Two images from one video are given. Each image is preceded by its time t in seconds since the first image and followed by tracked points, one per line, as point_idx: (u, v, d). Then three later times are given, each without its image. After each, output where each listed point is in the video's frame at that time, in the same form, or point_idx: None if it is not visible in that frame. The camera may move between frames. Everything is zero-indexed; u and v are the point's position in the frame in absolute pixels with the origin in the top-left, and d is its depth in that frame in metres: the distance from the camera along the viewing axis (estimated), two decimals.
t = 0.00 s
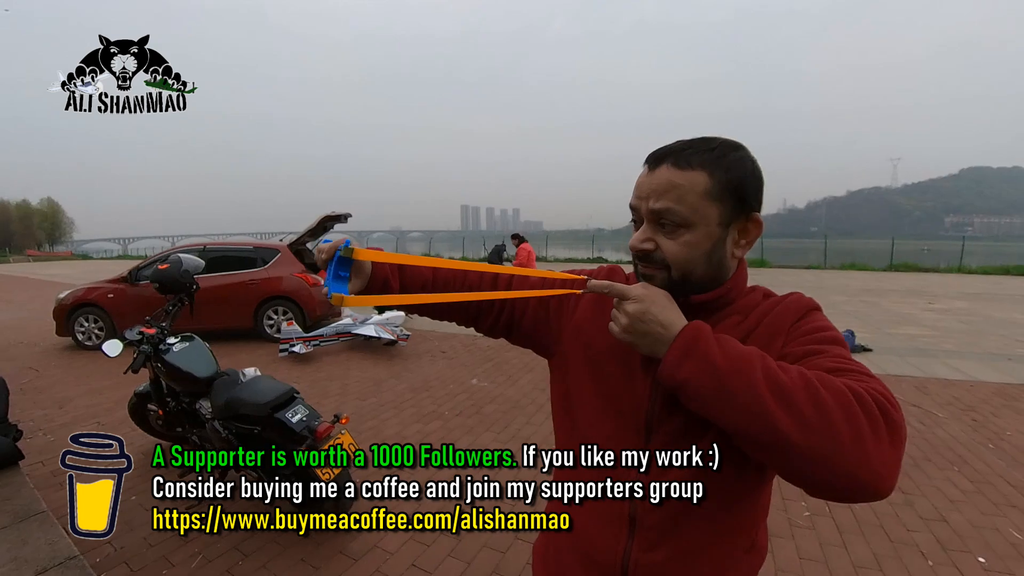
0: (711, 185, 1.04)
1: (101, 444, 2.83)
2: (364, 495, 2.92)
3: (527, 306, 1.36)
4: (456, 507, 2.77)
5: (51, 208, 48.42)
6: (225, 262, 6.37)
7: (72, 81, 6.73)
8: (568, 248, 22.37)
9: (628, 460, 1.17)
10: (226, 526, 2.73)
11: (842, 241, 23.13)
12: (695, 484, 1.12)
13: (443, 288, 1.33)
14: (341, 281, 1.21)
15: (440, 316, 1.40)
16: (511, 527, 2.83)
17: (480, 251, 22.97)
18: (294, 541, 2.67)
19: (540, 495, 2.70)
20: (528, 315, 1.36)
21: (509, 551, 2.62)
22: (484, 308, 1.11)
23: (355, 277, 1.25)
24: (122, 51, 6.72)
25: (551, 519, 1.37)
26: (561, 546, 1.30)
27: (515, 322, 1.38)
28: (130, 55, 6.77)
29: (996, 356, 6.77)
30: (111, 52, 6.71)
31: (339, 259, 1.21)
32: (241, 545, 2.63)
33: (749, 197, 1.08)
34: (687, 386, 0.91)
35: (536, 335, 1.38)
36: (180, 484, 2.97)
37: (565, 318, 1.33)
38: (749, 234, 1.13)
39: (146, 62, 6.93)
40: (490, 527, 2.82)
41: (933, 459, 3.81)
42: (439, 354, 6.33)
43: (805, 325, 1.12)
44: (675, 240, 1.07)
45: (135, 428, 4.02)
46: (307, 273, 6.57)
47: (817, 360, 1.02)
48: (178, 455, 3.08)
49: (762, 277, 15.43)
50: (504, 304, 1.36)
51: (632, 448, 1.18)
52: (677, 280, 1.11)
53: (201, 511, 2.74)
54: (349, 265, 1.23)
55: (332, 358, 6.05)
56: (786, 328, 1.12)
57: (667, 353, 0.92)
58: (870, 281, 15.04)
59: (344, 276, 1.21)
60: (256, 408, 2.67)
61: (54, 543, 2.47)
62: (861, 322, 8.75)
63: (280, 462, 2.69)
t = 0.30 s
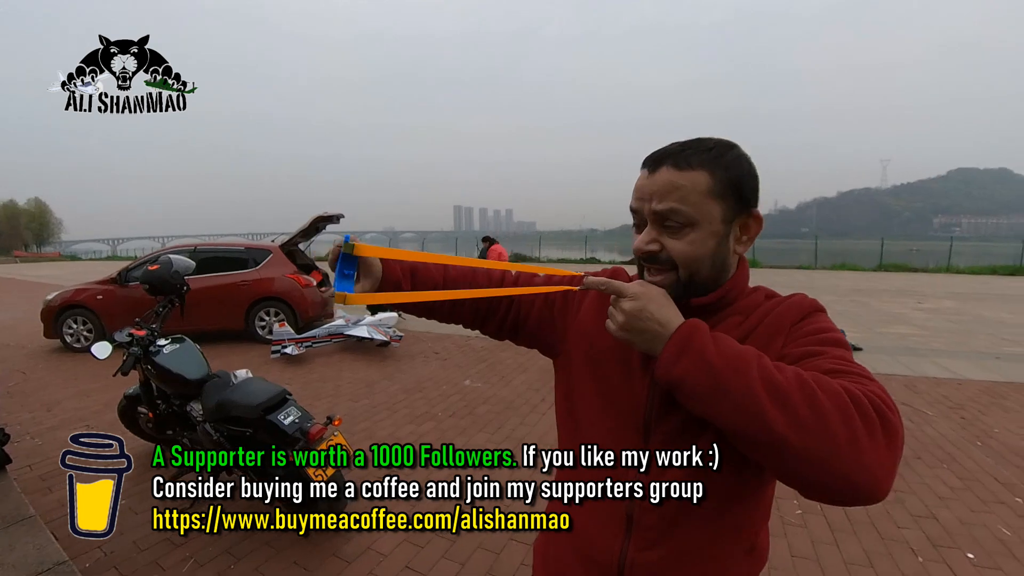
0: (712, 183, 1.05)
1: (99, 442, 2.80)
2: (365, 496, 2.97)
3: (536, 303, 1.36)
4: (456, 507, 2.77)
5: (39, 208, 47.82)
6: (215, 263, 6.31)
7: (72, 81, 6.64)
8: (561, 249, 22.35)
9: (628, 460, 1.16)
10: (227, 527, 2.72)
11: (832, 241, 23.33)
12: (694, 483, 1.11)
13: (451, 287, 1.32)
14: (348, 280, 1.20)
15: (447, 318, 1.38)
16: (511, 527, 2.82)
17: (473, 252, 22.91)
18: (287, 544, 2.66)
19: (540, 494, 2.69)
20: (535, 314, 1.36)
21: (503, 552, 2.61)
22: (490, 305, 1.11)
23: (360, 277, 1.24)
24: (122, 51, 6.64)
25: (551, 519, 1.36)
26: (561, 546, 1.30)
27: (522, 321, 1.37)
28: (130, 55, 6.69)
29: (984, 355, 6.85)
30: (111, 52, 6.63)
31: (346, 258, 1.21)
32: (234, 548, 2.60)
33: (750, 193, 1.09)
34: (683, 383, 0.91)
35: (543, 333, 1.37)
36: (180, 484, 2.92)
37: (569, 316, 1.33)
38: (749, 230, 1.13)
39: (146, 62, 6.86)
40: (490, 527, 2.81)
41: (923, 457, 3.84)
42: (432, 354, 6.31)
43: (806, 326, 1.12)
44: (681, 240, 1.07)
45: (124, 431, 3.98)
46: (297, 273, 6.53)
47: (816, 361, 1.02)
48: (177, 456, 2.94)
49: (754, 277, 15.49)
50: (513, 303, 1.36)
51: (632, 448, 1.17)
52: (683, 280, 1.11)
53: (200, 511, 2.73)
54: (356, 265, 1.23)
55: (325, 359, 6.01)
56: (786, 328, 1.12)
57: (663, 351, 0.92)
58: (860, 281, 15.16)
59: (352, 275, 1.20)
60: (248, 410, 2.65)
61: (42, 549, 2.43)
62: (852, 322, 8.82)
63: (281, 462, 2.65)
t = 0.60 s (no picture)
0: (716, 178, 1.09)
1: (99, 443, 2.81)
2: (365, 496, 2.95)
3: (521, 306, 1.35)
4: (456, 507, 2.77)
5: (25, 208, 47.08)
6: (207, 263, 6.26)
7: (72, 81, 6.56)
8: (554, 249, 22.35)
9: (628, 460, 1.16)
10: (227, 526, 2.73)
11: (823, 242, 23.54)
12: (693, 483, 1.12)
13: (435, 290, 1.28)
14: (316, 280, 1.11)
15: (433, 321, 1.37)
16: (511, 527, 2.83)
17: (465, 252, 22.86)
18: (281, 546, 2.65)
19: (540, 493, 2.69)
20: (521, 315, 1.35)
21: (497, 553, 2.61)
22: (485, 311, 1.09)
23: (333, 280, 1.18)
24: (122, 51, 6.57)
25: (550, 519, 1.33)
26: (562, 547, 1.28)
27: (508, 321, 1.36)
28: (130, 55, 6.62)
29: (970, 353, 6.95)
30: (111, 52, 6.56)
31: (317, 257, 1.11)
32: (226, 551, 2.59)
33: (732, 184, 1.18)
34: (673, 384, 0.91)
35: (529, 336, 1.37)
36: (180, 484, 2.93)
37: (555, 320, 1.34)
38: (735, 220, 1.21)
39: (146, 62, 6.80)
40: (490, 526, 2.81)
41: (912, 455, 3.88)
42: (426, 355, 6.30)
43: (790, 322, 1.13)
44: (707, 237, 1.08)
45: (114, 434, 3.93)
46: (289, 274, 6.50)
47: (800, 357, 1.03)
48: (177, 455, 2.86)
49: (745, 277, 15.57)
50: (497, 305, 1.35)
51: (631, 447, 1.16)
52: (708, 277, 1.12)
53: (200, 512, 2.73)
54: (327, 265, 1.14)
55: (317, 361, 5.98)
56: (770, 325, 1.14)
57: (654, 353, 0.92)
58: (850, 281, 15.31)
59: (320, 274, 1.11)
60: (240, 412, 2.64)
61: (30, 555, 2.40)
62: (843, 322, 8.90)
63: (281, 462, 2.61)
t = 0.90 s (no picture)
0: (698, 191, 1.08)
1: (99, 443, 2.82)
2: (364, 496, 2.91)
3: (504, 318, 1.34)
4: (456, 508, 2.77)
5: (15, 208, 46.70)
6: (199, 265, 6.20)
7: (72, 81, 6.49)
8: (547, 249, 22.33)
9: (628, 459, 1.13)
10: (227, 526, 2.73)
11: (814, 243, 23.76)
12: (695, 484, 1.15)
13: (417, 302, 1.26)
14: (288, 290, 1.07)
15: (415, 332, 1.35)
16: (511, 526, 2.82)
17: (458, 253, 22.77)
18: (274, 548, 2.63)
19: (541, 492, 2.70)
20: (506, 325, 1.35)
21: (492, 553, 2.61)
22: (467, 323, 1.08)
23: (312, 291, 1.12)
24: (122, 51, 6.50)
25: (549, 519, 1.28)
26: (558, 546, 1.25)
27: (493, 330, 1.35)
28: (131, 56, 6.56)
29: (958, 352, 7.03)
30: (111, 52, 6.48)
31: (291, 266, 1.08)
32: (218, 555, 2.56)
33: (722, 202, 1.15)
34: (644, 390, 0.88)
35: (513, 347, 1.37)
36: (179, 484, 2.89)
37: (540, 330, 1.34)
38: (719, 236, 1.19)
39: (146, 62, 6.72)
40: (490, 527, 2.81)
41: (902, 453, 3.92)
42: (419, 356, 6.27)
43: (762, 313, 1.14)
44: (665, 244, 1.08)
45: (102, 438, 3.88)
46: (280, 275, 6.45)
47: (769, 343, 1.04)
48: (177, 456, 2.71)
49: (736, 277, 15.63)
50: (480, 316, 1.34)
51: (631, 447, 1.15)
52: (662, 282, 1.12)
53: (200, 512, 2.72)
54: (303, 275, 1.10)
55: (309, 362, 5.93)
56: (744, 315, 1.14)
57: (620, 362, 0.88)
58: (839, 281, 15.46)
59: (294, 285, 1.07)
60: (231, 414, 2.61)
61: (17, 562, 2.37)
62: (834, 321, 8.97)
63: (280, 462, 2.59)
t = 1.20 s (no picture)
0: (680, 193, 1.09)
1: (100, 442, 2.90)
2: (364, 496, 2.85)
3: (486, 316, 1.31)
4: (455, 509, 2.75)
5: (2, 207, 46.05)
6: (188, 266, 6.16)
7: (72, 81, 6.42)
8: (540, 250, 22.31)
9: (629, 460, 1.14)
10: (227, 526, 2.74)
11: (804, 244, 23.98)
12: (695, 484, 1.18)
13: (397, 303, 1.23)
14: (259, 301, 1.04)
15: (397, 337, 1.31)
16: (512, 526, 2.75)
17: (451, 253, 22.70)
18: (268, 550, 2.62)
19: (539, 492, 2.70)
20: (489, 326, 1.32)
21: (487, 554, 2.61)
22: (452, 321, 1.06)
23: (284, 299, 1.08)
24: (123, 51, 6.44)
25: (548, 519, 1.25)
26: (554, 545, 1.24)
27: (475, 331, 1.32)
28: (131, 56, 6.49)
29: (947, 351, 7.11)
30: (111, 52, 6.42)
31: (260, 276, 1.04)
32: (210, 559, 2.54)
33: (702, 203, 1.16)
34: (632, 373, 0.89)
35: (498, 345, 1.34)
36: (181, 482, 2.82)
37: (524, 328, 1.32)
38: (700, 237, 1.21)
39: (146, 62, 6.66)
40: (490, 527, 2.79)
41: (892, 451, 3.95)
42: (413, 357, 6.25)
43: (741, 307, 1.16)
44: (649, 244, 1.09)
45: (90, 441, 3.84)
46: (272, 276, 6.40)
47: (750, 333, 1.05)
48: (176, 456, 2.67)
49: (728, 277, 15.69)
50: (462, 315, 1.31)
51: (630, 447, 1.15)
52: (645, 283, 1.12)
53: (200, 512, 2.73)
54: (273, 285, 1.07)
55: (301, 364, 5.90)
56: (724, 309, 1.17)
57: (611, 340, 0.89)
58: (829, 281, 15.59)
59: (263, 295, 1.04)
60: (222, 416, 2.58)
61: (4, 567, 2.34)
62: (825, 321, 9.04)
63: (281, 462, 2.60)
